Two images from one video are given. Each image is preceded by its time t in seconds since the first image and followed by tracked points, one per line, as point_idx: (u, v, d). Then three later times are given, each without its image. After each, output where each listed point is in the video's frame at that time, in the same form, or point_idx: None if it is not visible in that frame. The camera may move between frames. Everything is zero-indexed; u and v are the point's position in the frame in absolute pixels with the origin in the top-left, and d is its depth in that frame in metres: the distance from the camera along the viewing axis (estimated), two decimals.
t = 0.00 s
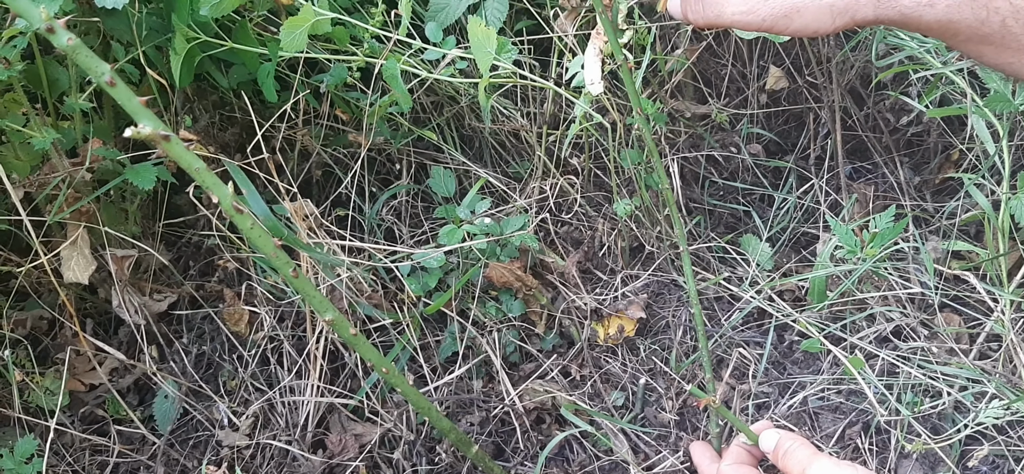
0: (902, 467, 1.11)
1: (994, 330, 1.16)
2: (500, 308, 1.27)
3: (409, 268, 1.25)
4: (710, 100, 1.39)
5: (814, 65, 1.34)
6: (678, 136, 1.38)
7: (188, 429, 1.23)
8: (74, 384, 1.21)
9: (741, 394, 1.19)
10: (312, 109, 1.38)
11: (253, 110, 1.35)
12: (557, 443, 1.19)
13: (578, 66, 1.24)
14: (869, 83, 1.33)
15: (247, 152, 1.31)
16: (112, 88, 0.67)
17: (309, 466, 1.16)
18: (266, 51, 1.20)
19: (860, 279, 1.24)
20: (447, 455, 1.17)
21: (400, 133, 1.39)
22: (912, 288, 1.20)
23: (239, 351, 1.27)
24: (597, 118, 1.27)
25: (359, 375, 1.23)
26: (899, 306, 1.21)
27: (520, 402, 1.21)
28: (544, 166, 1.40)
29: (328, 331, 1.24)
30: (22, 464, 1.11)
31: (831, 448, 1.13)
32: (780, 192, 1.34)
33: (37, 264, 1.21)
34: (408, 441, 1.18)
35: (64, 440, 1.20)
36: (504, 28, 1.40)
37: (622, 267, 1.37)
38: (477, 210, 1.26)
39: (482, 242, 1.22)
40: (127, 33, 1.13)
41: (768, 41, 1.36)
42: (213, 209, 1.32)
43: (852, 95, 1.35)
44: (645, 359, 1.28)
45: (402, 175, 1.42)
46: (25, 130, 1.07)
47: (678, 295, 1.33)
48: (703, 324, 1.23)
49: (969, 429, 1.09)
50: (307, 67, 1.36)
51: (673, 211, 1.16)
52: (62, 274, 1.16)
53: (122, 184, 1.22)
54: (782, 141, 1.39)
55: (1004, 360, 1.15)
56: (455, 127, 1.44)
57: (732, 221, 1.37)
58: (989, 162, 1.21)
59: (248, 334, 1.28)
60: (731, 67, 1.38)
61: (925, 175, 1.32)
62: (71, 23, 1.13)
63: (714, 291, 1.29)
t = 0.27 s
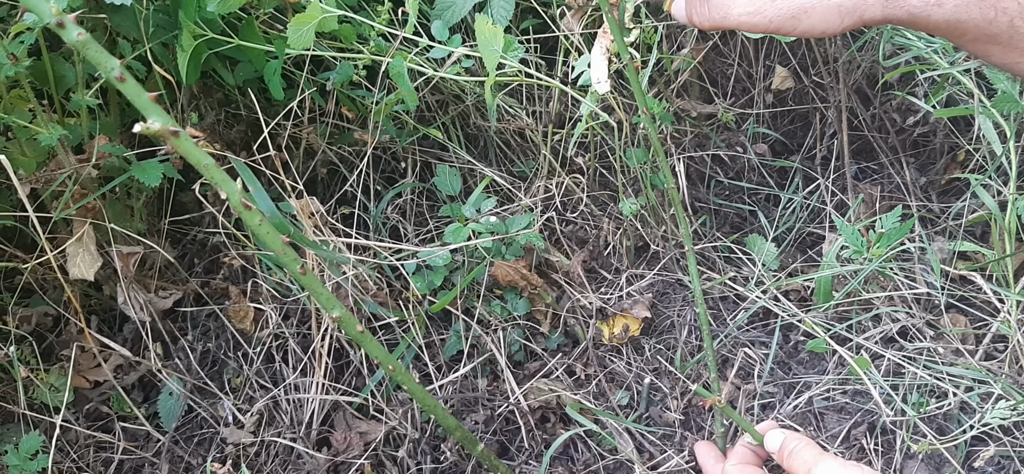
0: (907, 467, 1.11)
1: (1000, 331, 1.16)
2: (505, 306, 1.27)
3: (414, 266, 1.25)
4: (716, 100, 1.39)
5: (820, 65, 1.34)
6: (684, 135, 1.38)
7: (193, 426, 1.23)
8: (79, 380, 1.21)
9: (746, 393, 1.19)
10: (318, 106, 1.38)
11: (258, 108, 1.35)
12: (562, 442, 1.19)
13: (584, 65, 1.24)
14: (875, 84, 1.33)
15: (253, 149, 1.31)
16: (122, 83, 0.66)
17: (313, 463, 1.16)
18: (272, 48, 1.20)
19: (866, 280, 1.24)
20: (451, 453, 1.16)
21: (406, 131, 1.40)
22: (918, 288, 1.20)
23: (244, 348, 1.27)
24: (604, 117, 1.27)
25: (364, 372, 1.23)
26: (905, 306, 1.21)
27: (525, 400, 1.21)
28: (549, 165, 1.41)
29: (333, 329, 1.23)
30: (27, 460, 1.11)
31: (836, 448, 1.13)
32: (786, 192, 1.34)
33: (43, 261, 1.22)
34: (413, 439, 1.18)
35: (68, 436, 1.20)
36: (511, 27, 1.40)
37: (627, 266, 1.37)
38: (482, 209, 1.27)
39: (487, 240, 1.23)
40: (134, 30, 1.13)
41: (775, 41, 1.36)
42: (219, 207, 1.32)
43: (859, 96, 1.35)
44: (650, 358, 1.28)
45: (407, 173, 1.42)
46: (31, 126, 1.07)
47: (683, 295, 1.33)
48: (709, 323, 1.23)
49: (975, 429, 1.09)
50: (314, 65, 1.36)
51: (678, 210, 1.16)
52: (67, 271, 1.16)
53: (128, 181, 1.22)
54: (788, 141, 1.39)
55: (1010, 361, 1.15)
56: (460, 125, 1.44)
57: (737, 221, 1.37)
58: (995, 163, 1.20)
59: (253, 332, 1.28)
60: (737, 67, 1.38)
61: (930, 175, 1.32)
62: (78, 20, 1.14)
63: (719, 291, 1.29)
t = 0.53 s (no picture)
0: (911, 466, 1.11)
1: (1004, 330, 1.15)
2: (509, 304, 1.27)
3: (418, 263, 1.26)
4: (720, 98, 1.39)
5: (825, 64, 1.34)
6: (687, 134, 1.38)
7: (196, 423, 1.23)
8: (83, 377, 1.21)
9: (750, 392, 1.19)
10: (322, 104, 1.38)
11: (262, 105, 1.35)
12: (565, 440, 1.19)
13: (588, 63, 1.24)
14: (879, 83, 1.33)
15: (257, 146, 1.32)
16: (129, 77, 0.66)
17: (317, 460, 1.16)
18: (277, 45, 1.20)
19: (870, 278, 1.23)
20: (455, 450, 1.17)
21: (409, 129, 1.40)
22: (922, 287, 1.20)
23: (247, 345, 1.27)
24: (608, 115, 1.27)
25: (367, 370, 1.23)
26: (909, 305, 1.21)
27: (528, 398, 1.21)
28: (553, 164, 1.41)
29: (337, 326, 1.23)
30: (32, 455, 1.11)
31: (840, 447, 1.13)
32: (790, 191, 1.34)
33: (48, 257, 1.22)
34: (416, 436, 1.19)
35: (72, 432, 1.20)
36: (515, 25, 1.40)
37: (631, 264, 1.36)
38: (487, 207, 1.29)
39: (491, 238, 1.24)
40: (138, 27, 1.13)
41: (779, 39, 1.35)
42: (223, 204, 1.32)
43: (863, 94, 1.35)
44: (654, 357, 1.28)
45: (411, 171, 1.42)
46: (36, 122, 1.08)
47: (687, 293, 1.33)
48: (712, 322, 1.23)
49: (979, 428, 1.09)
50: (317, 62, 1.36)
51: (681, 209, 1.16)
52: (72, 267, 1.16)
53: (132, 177, 1.22)
54: (792, 139, 1.39)
55: (1014, 361, 1.15)
56: (463, 123, 1.44)
57: (741, 220, 1.37)
58: (1000, 162, 1.20)
59: (257, 329, 1.28)
60: (742, 65, 1.38)
61: (934, 175, 1.31)
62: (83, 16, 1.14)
63: (722, 289, 1.29)
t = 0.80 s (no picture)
0: (916, 465, 1.11)
1: (1009, 329, 1.15)
2: (514, 301, 1.27)
3: (424, 260, 1.26)
4: (726, 96, 1.39)
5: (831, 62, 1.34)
6: (693, 132, 1.38)
7: (202, 418, 1.23)
8: (89, 372, 1.22)
9: (755, 390, 1.20)
10: (328, 101, 1.38)
11: (268, 102, 1.36)
12: (570, 437, 1.19)
13: (595, 60, 1.24)
14: (885, 81, 1.33)
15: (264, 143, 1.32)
16: (138, 72, 0.67)
17: (322, 456, 1.17)
18: (284, 42, 1.20)
19: (875, 277, 1.24)
20: (460, 447, 1.17)
21: (414, 126, 1.40)
22: (928, 285, 1.20)
23: (253, 341, 1.28)
24: (614, 113, 1.27)
25: (373, 366, 1.24)
26: (915, 302, 1.21)
27: (533, 395, 1.21)
28: (558, 161, 1.41)
29: (343, 322, 1.24)
30: (38, 450, 1.11)
31: (845, 445, 1.13)
32: (796, 189, 1.34)
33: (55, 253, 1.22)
34: (422, 433, 1.19)
35: (78, 428, 1.20)
36: (521, 23, 1.40)
37: (636, 262, 1.37)
38: (492, 204, 1.29)
39: (497, 235, 1.24)
40: (146, 23, 1.14)
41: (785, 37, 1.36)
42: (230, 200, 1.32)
43: (869, 93, 1.35)
44: (659, 354, 1.28)
45: (416, 169, 1.42)
46: (44, 118, 1.08)
47: (692, 291, 1.33)
48: (717, 319, 1.23)
49: (985, 427, 1.09)
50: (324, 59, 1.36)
51: (685, 204, 1.16)
52: (79, 263, 1.17)
53: (139, 173, 1.22)
54: (797, 138, 1.39)
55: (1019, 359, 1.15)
56: (469, 121, 1.44)
57: (746, 218, 1.37)
58: (1006, 161, 1.20)
59: (263, 325, 1.28)
60: (747, 64, 1.38)
61: (939, 174, 1.31)
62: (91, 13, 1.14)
63: (727, 287, 1.30)
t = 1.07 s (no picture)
0: (917, 462, 1.11)
1: (1011, 327, 1.15)
2: (515, 298, 1.27)
3: (425, 257, 1.26)
4: (728, 94, 1.39)
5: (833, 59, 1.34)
6: (694, 129, 1.38)
7: (203, 414, 1.23)
8: (90, 368, 1.22)
9: (755, 387, 1.20)
10: (330, 98, 1.38)
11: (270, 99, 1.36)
12: (570, 434, 1.19)
13: (596, 57, 1.24)
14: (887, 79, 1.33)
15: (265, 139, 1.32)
16: (139, 66, 0.66)
17: (323, 452, 1.17)
18: (286, 38, 1.20)
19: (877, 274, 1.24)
20: (461, 443, 1.17)
21: (416, 123, 1.40)
22: (929, 283, 1.20)
23: (254, 337, 1.28)
24: (616, 110, 1.27)
25: (373, 362, 1.24)
26: (916, 300, 1.20)
27: (534, 392, 1.21)
28: (559, 158, 1.41)
29: (344, 319, 1.24)
30: (39, 445, 1.11)
31: (845, 442, 1.13)
32: (797, 186, 1.34)
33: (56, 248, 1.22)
34: (422, 429, 1.19)
35: (79, 423, 1.20)
36: (523, 20, 1.40)
37: (637, 260, 1.36)
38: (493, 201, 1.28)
39: (498, 232, 1.24)
40: (148, 19, 1.14)
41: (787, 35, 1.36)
42: (231, 197, 1.33)
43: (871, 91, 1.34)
44: (660, 351, 1.28)
45: (417, 166, 1.42)
46: (46, 114, 1.08)
47: (693, 289, 1.33)
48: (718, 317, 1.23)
49: (986, 425, 1.09)
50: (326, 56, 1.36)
51: (685, 202, 1.17)
52: (80, 258, 1.16)
53: (141, 170, 1.22)
54: (799, 135, 1.39)
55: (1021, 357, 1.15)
56: (471, 118, 1.44)
57: (747, 216, 1.37)
58: (1008, 159, 1.20)
59: (264, 321, 1.28)
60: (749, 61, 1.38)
61: (941, 172, 1.31)
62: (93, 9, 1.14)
63: (729, 285, 1.30)
